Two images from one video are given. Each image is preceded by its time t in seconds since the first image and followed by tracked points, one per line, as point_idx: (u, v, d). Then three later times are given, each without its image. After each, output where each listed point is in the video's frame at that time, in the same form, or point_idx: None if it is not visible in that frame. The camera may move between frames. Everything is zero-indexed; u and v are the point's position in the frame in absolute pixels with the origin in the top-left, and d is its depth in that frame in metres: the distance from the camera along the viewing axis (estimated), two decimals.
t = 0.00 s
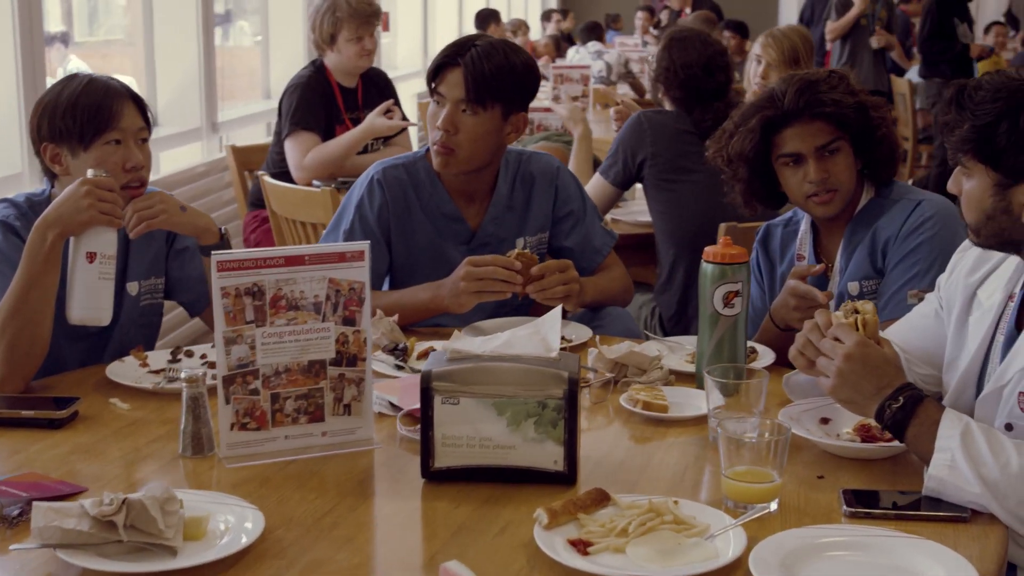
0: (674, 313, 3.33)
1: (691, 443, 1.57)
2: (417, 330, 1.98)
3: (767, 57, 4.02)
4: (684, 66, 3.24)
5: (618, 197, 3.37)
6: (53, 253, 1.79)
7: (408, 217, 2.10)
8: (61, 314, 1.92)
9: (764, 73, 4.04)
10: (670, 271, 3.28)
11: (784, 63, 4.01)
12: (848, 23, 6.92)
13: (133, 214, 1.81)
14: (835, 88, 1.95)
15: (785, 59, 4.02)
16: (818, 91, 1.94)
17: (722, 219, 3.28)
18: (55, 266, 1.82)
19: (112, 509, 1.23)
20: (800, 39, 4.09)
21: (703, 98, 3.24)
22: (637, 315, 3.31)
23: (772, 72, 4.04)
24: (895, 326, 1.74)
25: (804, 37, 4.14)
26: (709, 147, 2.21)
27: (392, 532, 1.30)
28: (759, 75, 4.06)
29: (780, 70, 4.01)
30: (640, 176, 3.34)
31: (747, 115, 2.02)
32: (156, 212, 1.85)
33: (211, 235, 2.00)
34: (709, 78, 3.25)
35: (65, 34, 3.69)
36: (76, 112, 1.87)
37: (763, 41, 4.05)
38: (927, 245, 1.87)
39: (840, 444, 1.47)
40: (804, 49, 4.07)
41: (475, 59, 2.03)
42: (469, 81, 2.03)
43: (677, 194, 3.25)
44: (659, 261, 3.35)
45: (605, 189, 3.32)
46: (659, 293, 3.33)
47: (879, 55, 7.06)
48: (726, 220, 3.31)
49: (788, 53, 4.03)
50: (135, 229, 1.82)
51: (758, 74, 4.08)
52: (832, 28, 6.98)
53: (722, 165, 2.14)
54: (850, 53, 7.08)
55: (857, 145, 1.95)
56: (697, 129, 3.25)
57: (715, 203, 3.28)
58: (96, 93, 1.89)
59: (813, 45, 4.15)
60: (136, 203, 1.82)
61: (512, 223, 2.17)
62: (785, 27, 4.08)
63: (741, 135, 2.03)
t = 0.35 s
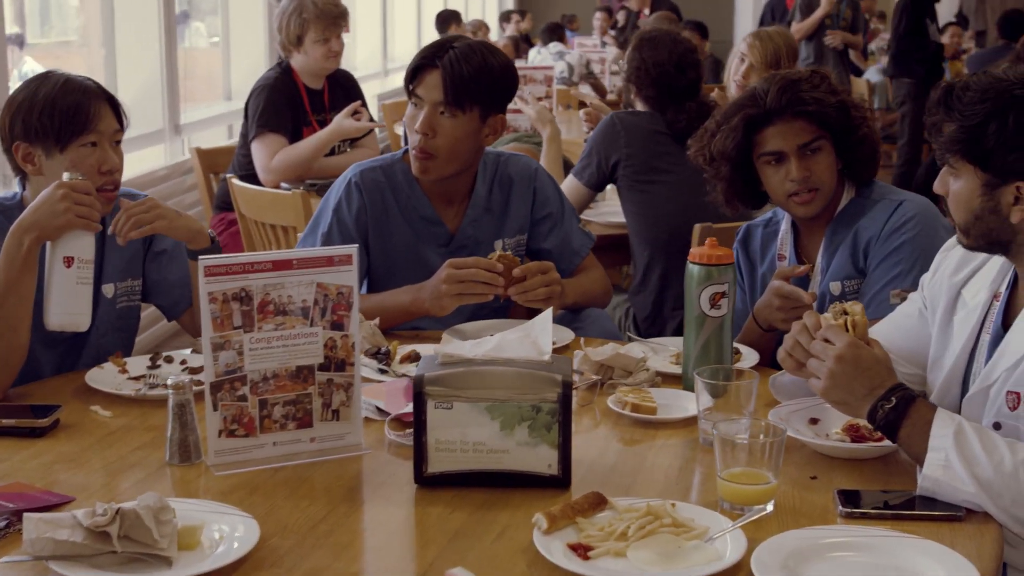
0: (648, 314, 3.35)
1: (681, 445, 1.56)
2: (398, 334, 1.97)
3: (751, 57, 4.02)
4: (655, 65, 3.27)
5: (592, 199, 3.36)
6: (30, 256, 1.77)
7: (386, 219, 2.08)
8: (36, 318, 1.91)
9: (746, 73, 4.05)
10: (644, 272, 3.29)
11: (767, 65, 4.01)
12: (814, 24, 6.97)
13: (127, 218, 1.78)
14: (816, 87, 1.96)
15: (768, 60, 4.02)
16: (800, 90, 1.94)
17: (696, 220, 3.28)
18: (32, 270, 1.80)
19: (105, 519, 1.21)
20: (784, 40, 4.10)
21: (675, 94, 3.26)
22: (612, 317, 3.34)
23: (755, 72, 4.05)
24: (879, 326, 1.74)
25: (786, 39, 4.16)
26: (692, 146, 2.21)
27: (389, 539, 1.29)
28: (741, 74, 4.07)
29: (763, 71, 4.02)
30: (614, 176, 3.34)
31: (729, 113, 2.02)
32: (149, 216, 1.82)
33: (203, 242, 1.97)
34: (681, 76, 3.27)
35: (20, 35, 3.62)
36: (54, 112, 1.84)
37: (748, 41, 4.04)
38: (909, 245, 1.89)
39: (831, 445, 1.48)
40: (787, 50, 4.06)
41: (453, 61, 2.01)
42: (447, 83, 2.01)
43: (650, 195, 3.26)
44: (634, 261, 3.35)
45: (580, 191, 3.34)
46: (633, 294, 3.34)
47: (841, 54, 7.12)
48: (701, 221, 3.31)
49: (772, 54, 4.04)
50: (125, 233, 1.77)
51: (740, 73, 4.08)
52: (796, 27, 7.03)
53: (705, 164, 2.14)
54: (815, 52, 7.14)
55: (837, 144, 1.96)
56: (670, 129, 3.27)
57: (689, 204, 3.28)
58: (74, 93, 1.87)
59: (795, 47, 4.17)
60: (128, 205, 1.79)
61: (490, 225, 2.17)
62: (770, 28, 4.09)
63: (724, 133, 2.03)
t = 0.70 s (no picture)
0: (623, 312, 3.36)
1: (668, 443, 1.56)
2: (377, 334, 1.96)
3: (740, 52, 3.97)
4: (625, 63, 3.29)
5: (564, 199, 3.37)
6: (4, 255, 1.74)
7: (363, 219, 2.07)
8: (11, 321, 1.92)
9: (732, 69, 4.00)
10: (618, 271, 3.29)
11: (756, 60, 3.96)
12: (780, 24, 7.04)
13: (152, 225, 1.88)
14: (795, 85, 1.96)
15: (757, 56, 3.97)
16: (779, 87, 1.95)
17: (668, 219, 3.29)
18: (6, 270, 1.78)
19: (96, 525, 1.19)
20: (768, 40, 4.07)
21: (646, 94, 3.27)
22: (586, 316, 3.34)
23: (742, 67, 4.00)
24: (861, 323, 1.75)
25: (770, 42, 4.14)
26: (670, 144, 2.21)
27: (383, 540, 1.28)
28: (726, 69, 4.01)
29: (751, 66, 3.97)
30: (586, 176, 3.35)
31: (709, 110, 2.02)
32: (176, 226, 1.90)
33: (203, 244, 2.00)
34: (649, 72, 3.29)
35: None
36: (25, 111, 1.81)
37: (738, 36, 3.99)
38: (887, 243, 1.90)
39: (819, 442, 1.48)
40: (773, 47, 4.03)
41: (429, 60, 1.99)
42: (424, 82, 1.99)
43: (623, 193, 3.26)
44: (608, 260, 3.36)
45: (553, 190, 3.34)
46: (607, 293, 3.35)
47: (804, 54, 7.20)
48: (673, 220, 3.32)
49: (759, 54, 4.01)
50: (148, 245, 1.87)
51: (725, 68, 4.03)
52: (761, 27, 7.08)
53: (683, 162, 2.14)
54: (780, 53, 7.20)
55: (816, 142, 1.96)
56: (642, 128, 3.28)
57: (661, 203, 3.29)
58: (43, 90, 1.84)
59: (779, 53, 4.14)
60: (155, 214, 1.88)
61: (468, 224, 2.16)
62: (759, 31, 4.07)
63: (704, 129, 2.03)
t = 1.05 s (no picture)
0: (597, 310, 3.37)
1: (656, 439, 1.57)
2: (357, 333, 1.95)
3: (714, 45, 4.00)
4: (597, 59, 3.32)
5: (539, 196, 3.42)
6: None
7: (342, 216, 2.05)
8: None
9: (706, 60, 4.03)
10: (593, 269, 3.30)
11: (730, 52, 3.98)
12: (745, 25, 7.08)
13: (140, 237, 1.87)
14: (774, 81, 1.98)
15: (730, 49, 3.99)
16: (758, 82, 1.96)
17: (644, 215, 3.30)
18: None
19: (90, 526, 1.17)
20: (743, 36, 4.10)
21: (619, 91, 3.30)
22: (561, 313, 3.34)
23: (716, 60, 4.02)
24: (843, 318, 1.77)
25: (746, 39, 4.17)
26: (649, 140, 2.23)
27: (379, 539, 1.28)
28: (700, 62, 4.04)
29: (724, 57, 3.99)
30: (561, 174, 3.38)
31: (689, 105, 2.03)
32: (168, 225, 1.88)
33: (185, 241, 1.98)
34: (621, 68, 3.32)
35: None
36: None
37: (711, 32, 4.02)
38: (866, 239, 1.92)
39: (807, 435, 1.49)
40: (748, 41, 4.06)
41: (408, 58, 1.98)
42: (402, 80, 1.98)
43: (598, 191, 3.27)
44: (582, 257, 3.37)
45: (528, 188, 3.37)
46: (581, 290, 3.36)
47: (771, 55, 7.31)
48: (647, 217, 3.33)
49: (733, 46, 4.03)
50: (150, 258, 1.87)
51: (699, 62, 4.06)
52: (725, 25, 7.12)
53: (662, 158, 2.15)
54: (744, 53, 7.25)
55: (795, 137, 1.98)
56: (615, 125, 3.30)
57: (637, 200, 3.29)
58: (15, 88, 1.81)
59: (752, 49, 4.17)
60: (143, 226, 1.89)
61: (446, 222, 2.16)
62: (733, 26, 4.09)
63: (684, 125, 2.04)
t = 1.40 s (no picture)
0: (575, 305, 3.40)
1: (646, 433, 1.57)
2: (340, 330, 1.94)
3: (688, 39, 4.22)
4: (572, 55, 3.33)
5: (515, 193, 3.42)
6: None
7: (322, 214, 2.05)
8: None
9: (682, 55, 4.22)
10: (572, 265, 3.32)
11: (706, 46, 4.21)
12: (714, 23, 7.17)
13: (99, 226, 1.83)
14: (754, 76, 1.99)
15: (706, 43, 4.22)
16: (738, 78, 1.97)
17: (621, 211, 3.31)
18: None
19: (87, 525, 1.16)
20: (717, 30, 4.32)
21: (593, 88, 3.31)
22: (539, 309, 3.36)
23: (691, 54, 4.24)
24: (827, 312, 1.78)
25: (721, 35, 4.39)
26: (631, 136, 2.23)
27: (376, 536, 1.27)
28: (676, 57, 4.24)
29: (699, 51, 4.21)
30: (537, 171, 3.38)
31: (670, 101, 2.04)
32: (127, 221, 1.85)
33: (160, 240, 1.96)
34: (596, 64, 3.33)
35: None
36: None
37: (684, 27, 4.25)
38: (848, 233, 1.95)
39: (797, 428, 1.50)
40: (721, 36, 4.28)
41: (389, 55, 1.96)
42: (383, 78, 1.96)
43: (574, 187, 3.28)
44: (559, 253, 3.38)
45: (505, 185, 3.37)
46: (559, 286, 3.38)
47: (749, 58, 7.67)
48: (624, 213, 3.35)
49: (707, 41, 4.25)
50: (103, 249, 1.82)
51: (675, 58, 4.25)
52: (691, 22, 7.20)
53: (644, 155, 2.16)
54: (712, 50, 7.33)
55: (774, 133, 1.99)
56: (592, 122, 3.31)
57: (613, 195, 3.31)
58: None
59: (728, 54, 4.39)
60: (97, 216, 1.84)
61: (427, 218, 2.15)
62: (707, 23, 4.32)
63: (665, 121, 2.05)
